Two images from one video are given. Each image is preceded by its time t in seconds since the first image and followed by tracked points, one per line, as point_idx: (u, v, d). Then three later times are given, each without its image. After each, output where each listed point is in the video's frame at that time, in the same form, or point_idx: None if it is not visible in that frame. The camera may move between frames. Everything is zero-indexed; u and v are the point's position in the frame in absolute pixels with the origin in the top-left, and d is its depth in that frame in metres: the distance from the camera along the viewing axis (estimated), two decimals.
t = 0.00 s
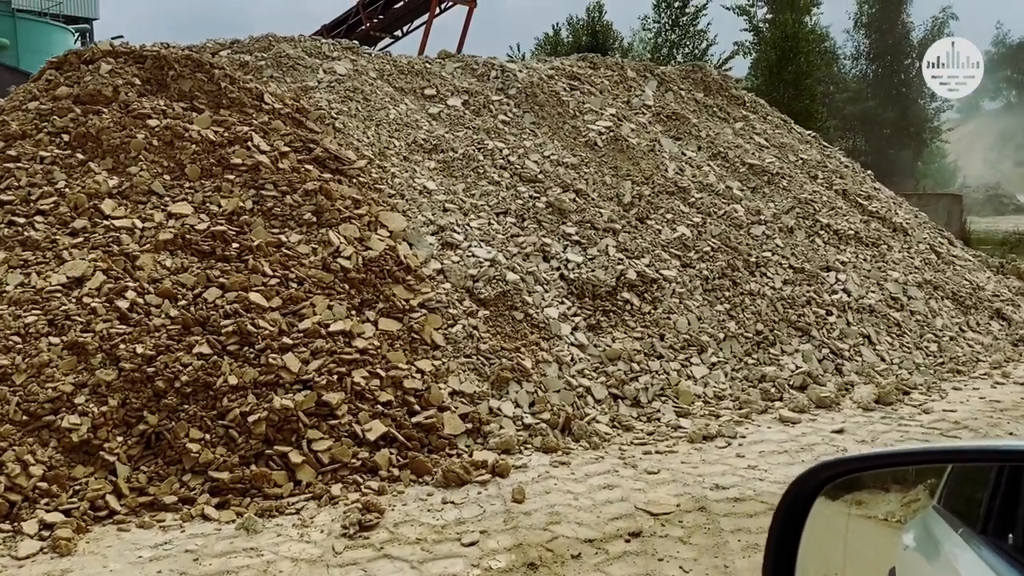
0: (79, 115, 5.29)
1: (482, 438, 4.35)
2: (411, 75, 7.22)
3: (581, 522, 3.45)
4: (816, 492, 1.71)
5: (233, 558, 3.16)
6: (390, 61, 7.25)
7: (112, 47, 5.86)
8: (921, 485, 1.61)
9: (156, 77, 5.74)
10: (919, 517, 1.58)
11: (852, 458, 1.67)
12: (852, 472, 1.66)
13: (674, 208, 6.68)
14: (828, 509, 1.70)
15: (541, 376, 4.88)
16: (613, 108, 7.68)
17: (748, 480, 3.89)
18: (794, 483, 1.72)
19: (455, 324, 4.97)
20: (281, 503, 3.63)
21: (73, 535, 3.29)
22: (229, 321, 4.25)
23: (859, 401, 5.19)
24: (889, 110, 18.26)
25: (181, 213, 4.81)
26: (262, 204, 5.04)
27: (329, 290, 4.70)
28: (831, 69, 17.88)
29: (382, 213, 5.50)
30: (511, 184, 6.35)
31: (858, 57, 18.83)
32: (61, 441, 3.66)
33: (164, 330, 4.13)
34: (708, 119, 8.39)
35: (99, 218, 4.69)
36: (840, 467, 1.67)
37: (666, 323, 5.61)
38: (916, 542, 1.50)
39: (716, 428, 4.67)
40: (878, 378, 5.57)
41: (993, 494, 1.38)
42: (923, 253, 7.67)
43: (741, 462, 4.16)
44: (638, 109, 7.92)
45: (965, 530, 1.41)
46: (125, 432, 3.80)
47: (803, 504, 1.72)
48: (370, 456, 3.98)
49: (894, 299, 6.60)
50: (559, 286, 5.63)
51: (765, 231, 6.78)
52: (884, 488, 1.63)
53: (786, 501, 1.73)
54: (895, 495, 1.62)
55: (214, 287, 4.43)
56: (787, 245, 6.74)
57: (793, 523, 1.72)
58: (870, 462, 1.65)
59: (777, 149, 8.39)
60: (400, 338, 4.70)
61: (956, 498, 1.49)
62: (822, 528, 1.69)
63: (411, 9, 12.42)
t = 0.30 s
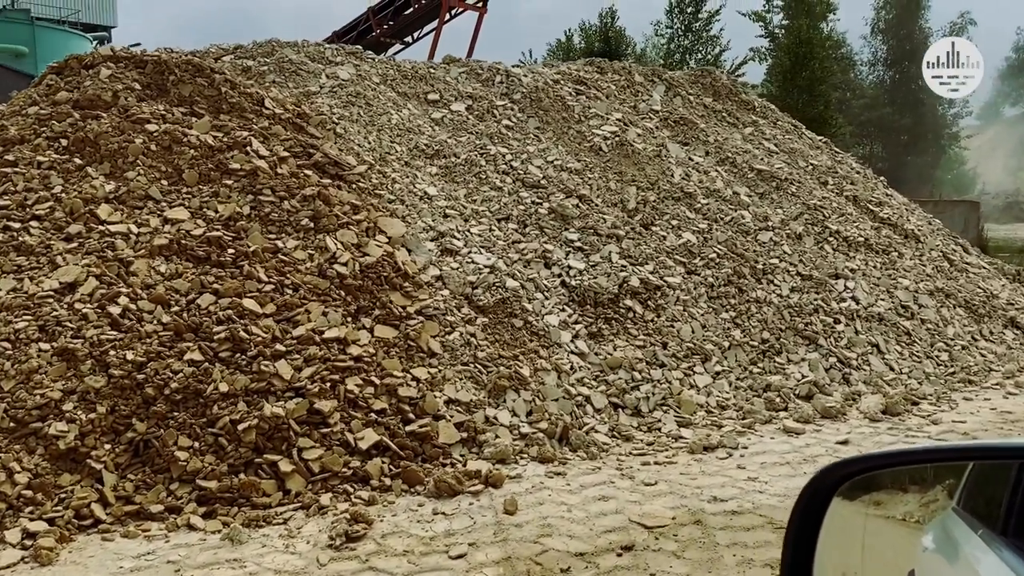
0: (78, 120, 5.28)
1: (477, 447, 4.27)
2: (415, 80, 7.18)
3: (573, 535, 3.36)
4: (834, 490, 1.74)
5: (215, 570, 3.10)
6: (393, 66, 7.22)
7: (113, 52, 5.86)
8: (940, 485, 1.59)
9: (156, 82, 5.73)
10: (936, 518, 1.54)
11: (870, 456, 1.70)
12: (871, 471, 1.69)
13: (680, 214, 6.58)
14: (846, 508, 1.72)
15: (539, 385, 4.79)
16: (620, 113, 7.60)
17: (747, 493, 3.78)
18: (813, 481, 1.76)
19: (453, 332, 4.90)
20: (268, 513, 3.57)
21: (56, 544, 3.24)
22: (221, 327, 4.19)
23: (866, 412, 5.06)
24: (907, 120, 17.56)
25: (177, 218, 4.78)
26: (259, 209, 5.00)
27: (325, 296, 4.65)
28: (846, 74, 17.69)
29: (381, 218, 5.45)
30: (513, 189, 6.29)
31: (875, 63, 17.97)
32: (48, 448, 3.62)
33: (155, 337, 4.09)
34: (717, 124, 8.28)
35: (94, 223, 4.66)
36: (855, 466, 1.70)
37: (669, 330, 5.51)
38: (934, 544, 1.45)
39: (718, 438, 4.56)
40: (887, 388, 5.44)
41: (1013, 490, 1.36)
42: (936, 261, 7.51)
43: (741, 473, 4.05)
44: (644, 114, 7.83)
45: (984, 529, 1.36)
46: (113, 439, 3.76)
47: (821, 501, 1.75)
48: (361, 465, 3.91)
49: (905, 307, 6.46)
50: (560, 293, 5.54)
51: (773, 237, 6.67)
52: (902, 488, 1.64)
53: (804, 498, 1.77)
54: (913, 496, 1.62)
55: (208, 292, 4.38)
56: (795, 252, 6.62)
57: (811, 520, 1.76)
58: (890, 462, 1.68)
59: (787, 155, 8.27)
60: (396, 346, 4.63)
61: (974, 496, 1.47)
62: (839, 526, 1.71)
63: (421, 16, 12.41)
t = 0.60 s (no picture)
0: (69, 126, 5.26)
1: (465, 460, 4.17)
2: (413, 85, 7.12)
3: (555, 552, 3.26)
4: (867, 494, 1.76)
5: None
6: (392, 72, 7.16)
7: (107, 58, 5.84)
8: (968, 489, 1.63)
9: (149, 88, 5.70)
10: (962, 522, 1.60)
11: (900, 461, 1.76)
12: (900, 478, 1.74)
13: (680, 221, 6.47)
14: (880, 514, 1.74)
15: (531, 395, 4.69)
16: (621, 119, 7.51)
17: (739, 508, 3.66)
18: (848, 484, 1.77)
19: (444, 340, 4.81)
20: (246, 526, 3.49)
21: (26, 558, 3.17)
22: (204, 336, 4.13)
23: (868, 424, 4.92)
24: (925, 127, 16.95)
25: (165, 224, 4.73)
26: (248, 216, 4.94)
27: (313, 305, 4.57)
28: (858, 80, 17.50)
29: (374, 225, 5.38)
30: (510, 196, 6.20)
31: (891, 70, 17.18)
32: (24, 458, 3.56)
33: (138, 345, 4.03)
34: (721, 130, 8.17)
35: (81, 230, 4.62)
36: (885, 473, 1.75)
37: (666, 340, 5.40)
38: (964, 549, 1.52)
39: (713, 451, 4.44)
40: (890, 399, 5.29)
41: None
42: (944, 269, 7.35)
43: (735, 488, 3.92)
44: (646, 120, 7.74)
45: (1016, 536, 1.43)
46: (92, 450, 3.69)
47: (856, 505, 1.77)
48: (344, 478, 3.83)
49: (911, 316, 6.31)
50: (556, 301, 5.45)
51: (775, 245, 6.54)
52: (930, 492, 1.69)
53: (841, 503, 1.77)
54: (940, 501, 1.67)
55: (193, 300, 4.32)
56: (798, 259, 6.49)
57: (846, 524, 1.77)
58: (919, 468, 1.72)
59: (793, 161, 8.14)
60: (385, 355, 4.54)
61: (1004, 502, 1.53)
62: (873, 532, 1.73)
63: (428, 22, 12.35)
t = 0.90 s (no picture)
0: (49, 132, 5.21)
1: (441, 472, 4.06)
2: (404, 91, 7.04)
3: (523, 570, 3.15)
4: (862, 501, 1.75)
5: None
6: (382, 77, 7.10)
7: (91, 63, 5.80)
8: (970, 498, 1.59)
9: (133, 93, 5.66)
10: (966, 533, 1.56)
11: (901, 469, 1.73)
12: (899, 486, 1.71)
13: (672, 227, 6.36)
14: (875, 520, 1.72)
15: (513, 405, 4.57)
16: (615, 124, 7.41)
17: (718, 525, 3.53)
18: (844, 492, 1.77)
19: (425, 349, 4.70)
20: (210, 541, 3.40)
21: None
22: (175, 345, 4.05)
23: (861, 436, 4.77)
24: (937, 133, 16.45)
25: (141, 231, 4.66)
26: (227, 222, 4.86)
27: (289, 313, 4.49)
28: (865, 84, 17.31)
29: (357, 232, 5.29)
30: (499, 202, 6.10)
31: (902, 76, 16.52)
32: None
33: (107, 355, 3.95)
34: (718, 135, 8.04)
35: (56, 237, 4.56)
36: (884, 481, 1.73)
37: (655, 349, 5.27)
38: (965, 560, 1.48)
39: (699, 464, 4.31)
40: (885, 410, 5.15)
41: None
42: (946, 277, 7.19)
43: (717, 503, 3.80)
44: (641, 125, 7.63)
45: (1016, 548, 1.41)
46: (56, 462, 3.61)
47: (850, 512, 1.76)
48: (313, 491, 3.73)
49: (909, 325, 6.16)
50: (543, 309, 5.33)
51: (770, 252, 6.41)
52: (932, 500, 1.64)
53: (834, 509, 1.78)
54: (944, 508, 1.62)
55: (166, 309, 4.24)
56: (793, 267, 6.35)
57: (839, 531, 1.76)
58: (917, 476, 1.69)
59: (791, 167, 8.01)
60: (363, 364, 4.44)
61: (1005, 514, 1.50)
62: (867, 537, 1.72)
63: (428, 28, 12.29)
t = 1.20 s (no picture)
0: (21, 133, 5.12)
1: (410, 483, 3.94)
2: (389, 92, 6.94)
3: None
4: (876, 502, 1.77)
5: None
6: (366, 78, 6.99)
7: (67, 64, 5.73)
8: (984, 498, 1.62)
9: (108, 94, 5.58)
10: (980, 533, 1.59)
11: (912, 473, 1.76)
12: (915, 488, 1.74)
13: (660, 231, 6.22)
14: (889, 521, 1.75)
15: (489, 414, 4.44)
16: (604, 125, 7.28)
17: (690, 539, 3.40)
18: (852, 497, 1.78)
19: (400, 356, 4.57)
20: (163, 554, 3.30)
21: None
22: (137, 351, 3.94)
23: (849, 446, 4.62)
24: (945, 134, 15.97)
25: (109, 234, 4.56)
26: (198, 225, 4.76)
27: (258, 318, 4.37)
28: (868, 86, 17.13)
29: (333, 235, 5.17)
30: (482, 205, 5.98)
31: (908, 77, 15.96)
32: None
33: (67, 361, 3.85)
34: (710, 137, 7.91)
35: (22, 240, 4.45)
36: (899, 483, 1.76)
37: (638, 354, 5.14)
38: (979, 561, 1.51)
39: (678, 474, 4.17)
40: (875, 419, 5.00)
41: None
42: (943, 281, 7.02)
43: (692, 516, 3.66)
44: (631, 126, 7.50)
45: None
46: (9, 471, 3.51)
47: (864, 514, 1.77)
48: (275, 503, 3.62)
49: (903, 331, 6.00)
50: (524, 314, 5.20)
51: (760, 256, 6.26)
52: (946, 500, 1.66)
53: (848, 508, 1.78)
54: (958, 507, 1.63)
55: (130, 314, 4.14)
56: (784, 271, 6.20)
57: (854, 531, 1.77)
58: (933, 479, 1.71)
59: (785, 169, 7.87)
60: (334, 371, 4.32)
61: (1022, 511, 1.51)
62: (883, 538, 1.74)
63: (424, 31, 12.18)
